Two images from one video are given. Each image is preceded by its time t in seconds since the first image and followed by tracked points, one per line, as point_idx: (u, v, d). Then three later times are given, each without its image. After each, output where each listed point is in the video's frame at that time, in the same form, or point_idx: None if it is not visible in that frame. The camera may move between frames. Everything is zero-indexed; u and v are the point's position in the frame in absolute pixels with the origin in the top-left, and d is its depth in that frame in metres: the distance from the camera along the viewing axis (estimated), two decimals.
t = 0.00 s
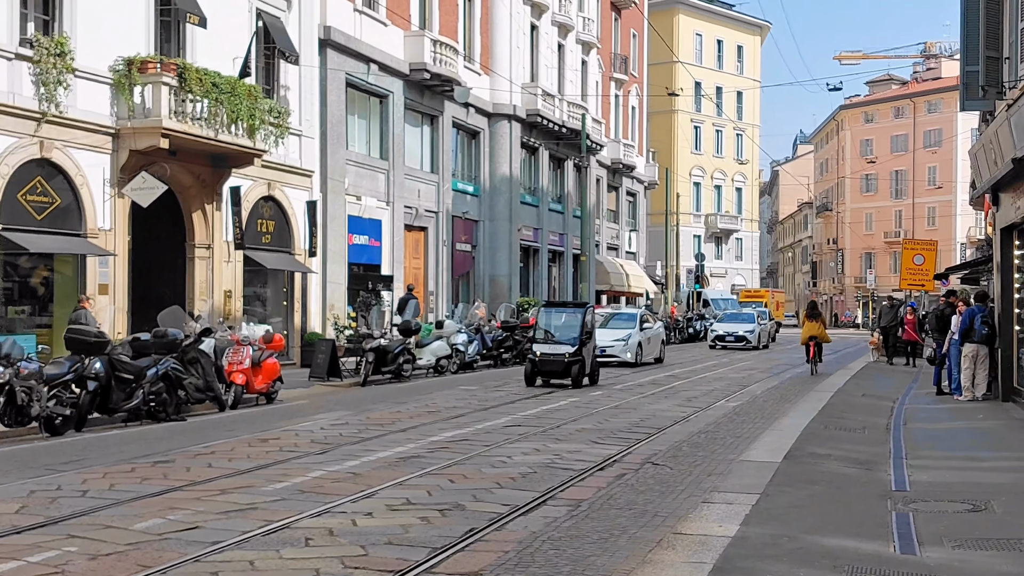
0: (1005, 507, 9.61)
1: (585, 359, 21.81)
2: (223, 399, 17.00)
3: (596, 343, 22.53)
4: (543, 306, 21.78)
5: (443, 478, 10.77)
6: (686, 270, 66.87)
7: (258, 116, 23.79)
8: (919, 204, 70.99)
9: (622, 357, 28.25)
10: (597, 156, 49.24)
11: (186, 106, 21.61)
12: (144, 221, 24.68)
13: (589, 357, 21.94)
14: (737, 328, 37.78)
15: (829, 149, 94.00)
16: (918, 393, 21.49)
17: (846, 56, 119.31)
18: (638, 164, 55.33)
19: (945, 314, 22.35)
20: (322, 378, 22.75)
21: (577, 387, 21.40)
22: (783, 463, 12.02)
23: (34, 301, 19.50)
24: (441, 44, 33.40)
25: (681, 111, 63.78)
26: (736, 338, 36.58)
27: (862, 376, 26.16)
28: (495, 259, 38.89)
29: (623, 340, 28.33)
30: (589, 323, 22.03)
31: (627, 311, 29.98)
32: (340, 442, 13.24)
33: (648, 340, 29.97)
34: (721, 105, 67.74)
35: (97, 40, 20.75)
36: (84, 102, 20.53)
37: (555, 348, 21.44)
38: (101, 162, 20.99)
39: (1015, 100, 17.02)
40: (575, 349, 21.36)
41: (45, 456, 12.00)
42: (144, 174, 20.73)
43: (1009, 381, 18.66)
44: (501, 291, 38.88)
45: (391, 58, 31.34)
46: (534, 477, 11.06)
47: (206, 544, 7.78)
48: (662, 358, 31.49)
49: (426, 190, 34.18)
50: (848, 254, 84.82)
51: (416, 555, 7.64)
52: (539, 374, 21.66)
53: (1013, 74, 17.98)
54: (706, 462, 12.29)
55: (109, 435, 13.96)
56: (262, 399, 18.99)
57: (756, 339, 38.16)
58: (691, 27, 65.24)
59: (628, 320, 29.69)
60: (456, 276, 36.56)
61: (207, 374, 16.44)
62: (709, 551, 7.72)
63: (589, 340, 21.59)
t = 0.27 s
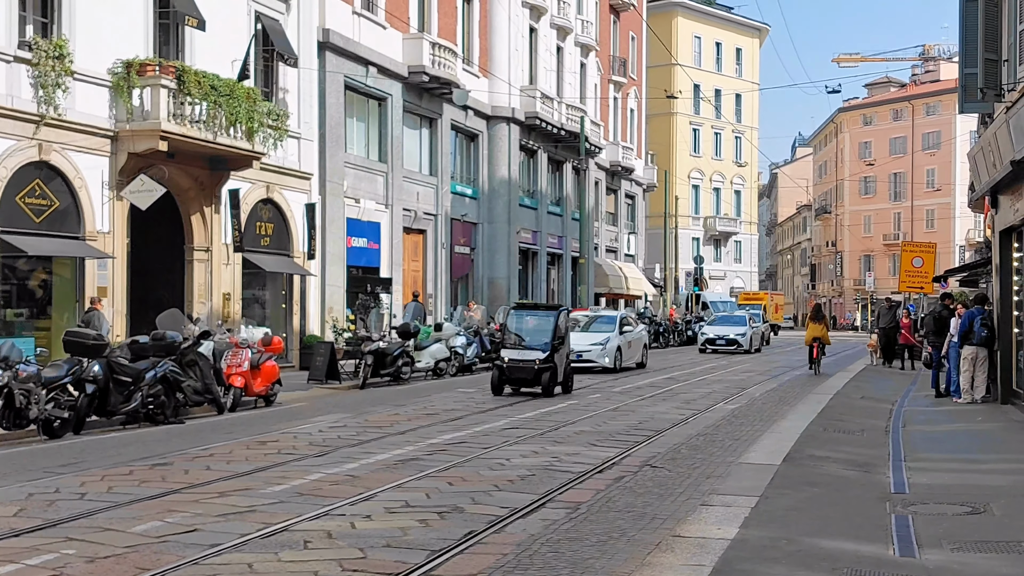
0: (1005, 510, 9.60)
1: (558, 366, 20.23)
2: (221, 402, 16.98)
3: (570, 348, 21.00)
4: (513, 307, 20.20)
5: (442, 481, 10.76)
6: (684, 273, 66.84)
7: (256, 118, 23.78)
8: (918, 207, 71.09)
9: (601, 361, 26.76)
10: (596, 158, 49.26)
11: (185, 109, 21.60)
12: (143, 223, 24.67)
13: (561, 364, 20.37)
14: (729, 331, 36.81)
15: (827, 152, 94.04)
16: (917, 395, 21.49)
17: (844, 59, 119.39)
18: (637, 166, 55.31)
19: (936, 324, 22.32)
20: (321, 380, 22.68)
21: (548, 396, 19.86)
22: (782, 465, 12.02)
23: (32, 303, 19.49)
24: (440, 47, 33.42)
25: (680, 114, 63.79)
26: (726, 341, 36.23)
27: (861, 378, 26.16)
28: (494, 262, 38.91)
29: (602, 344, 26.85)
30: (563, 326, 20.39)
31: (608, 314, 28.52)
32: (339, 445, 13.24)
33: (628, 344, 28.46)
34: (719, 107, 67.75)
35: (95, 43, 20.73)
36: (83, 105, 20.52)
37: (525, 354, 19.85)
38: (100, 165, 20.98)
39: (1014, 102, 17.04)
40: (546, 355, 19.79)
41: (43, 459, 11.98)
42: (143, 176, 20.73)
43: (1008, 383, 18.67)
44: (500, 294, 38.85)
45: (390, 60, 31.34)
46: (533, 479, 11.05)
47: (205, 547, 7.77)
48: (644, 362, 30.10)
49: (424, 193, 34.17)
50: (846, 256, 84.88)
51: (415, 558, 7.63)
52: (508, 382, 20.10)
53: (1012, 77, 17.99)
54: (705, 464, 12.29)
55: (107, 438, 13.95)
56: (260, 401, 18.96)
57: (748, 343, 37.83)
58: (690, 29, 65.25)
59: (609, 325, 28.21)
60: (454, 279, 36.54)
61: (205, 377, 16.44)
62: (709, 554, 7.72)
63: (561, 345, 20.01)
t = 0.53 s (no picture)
0: (1000, 515, 9.61)
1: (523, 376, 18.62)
2: (218, 407, 16.97)
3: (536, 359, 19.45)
4: (474, 312, 18.64)
5: (438, 486, 10.76)
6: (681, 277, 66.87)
7: (253, 123, 23.78)
8: (914, 211, 71.26)
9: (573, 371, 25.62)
10: (593, 163, 49.31)
11: (181, 113, 21.60)
12: (140, 228, 24.67)
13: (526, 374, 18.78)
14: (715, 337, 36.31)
15: (824, 156, 94.13)
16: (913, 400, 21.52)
17: (840, 63, 119.63)
18: (633, 171, 55.37)
19: (925, 331, 22.36)
20: (317, 385, 22.65)
21: (510, 410, 18.24)
22: (777, 470, 12.03)
23: (28, 309, 19.50)
24: (437, 52, 33.45)
25: (677, 118, 63.83)
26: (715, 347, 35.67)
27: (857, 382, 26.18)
28: (490, 266, 38.94)
29: (574, 351, 25.69)
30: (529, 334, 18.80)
31: (583, 321, 27.34)
32: (335, 450, 13.24)
33: (604, 351, 27.11)
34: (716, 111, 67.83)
35: (92, 48, 20.74)
36: (79, 110, 20.52)
37: (486, 363, 18.26)
38: (97, 169, 20.98)
39: (1010, 107, 17.08)
40: (510, 364, 18.21)
41: (38, 464, 11.97)
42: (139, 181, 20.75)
43: (1004, 388, 18.71)
44: (497, 298, 38.88)
45: (386, 65, 31.37)
46: (529, 485, 11.05)
47: (200, 553, 7.76)
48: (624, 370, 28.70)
49: (421, 197, 34.20)
50: (843, 260, 84.99)
51: (410, 564, 7.63)
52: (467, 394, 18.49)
53: (1007, 81, 18.03)
54: (701, 470, 12.28)
55: (103, 443, 13.94)
56: (257, 406, 18.95)
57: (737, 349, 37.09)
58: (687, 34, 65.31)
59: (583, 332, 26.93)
60: (451, 284, 36.57)
61: (202, 382, 16.43)
62: (704, 559, 7.71)
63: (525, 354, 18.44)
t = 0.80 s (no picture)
0: (997, 518, 9.60)
1: (480, 387, 16.85)
2: (215, 410, 16.93)
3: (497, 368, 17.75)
4: (428, 316, 16.96)
5: (435, 489, 10.75)
6: (678, 280, 66.87)
7: (250, 126, 23.77)
8: (911, 214, 71.36)
9: (544, 377, 23.60)
10: (590, 166, 49.33)
11: (178, 117, 21.60)
12: (136, 232, 24.65)
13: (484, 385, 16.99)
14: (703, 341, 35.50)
15: (821, 159, 94.19)
16: (910, 403, 21.52)
17: (837, 66, 119.83)
18: (631, 174, 55.40)
19: (924, 335, 22.53)
20: (314, 389, 22.69)
21: (467, 424, 16.46)
22: (775, 473, 12.02)
23: (25, 312, 19.47)
24: (434, 55, 33.45)
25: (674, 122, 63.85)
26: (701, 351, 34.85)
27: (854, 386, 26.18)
28: (487, 269, 38.92)
29: (547, 357, 23.76)
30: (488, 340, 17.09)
31: (557, 325, 25.43)
32: (332, 453, 13.23)
33: (579, 357, 25.29)
34: (713, 115, 67.85)
35: (88, 51, 20.73)
36: (76, 113, 20.52)
37: (440, 372, 16.46)
38: (93, 173, 20.98)
39: (1006, 110, 17.08)
40: (466, 372, 16.47)
41: (35, 468, 11.96)
42: (136, 185, 20.77)
43: (1001, 390, 18.72)
44: (494, 302, 38.86)
45: (384, 68, 31.38)
46: (526, 488, 11.04)
47: (197, 557, 7.75)
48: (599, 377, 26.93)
49: (418, 201, 34.21)
50: (840, 264, 85.07)
51: (407, 567, 7.62)
52: (420, 407, 16.70)
53: (1003, 84, 18.04)
54: (698, 473, 12.28)
55: (100, 447, 13.92)
56: (254, 410, 18.91)
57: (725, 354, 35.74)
58: (684, 37, 65.35)
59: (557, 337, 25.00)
60: (448, 287, 36.57)
61: (198, 386, 16.42)
62: (701, 562, 7.71)
63: (484, 360, 16.73)
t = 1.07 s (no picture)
0: (996, 521, 9.60)
1: (429, 400, 15.04)
2: (214, 414, 16.92)
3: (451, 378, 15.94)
4: (372, 319, 15.14)
5: (434, 493, 10.74)
6: (677, 284, 66.88)
7: (248, 130, 23.78)
8: (909, 217, 71.40)
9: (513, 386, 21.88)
10: (589, 170, 49.36)
11: (177, 120, 21.60)
12: (135, 235, 24.62)
13: (434, 397, 15.20)
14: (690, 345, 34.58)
15: (819, 163, 94.23)
16: (909, 406, 21.52)
17: (835, 70, 120.02)
18: (629, 178, 55.42)
19: (922, 334, 21.80)
20: (313, 393, 22.67)
21: (414, 441, 14.65)
22: (774, 476, 12.01)
23: (24, 316, 19.45)
24: (432, 59, 33.46)
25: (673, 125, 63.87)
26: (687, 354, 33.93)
27: (853, 389, 26.17)
28: (486, 272, 38.89)
29: (516, 364, 22.11)
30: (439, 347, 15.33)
31: (528, 329, 23.79)
32: (331, 457, 13.22)
33: (550, 364, 23.64)
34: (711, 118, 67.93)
35: (87, 55, 20.74)
36: (75, 117, 20.52)
37: (384, 383, 14.67)
38: (92, 177, 20.98)
39: (1004, 113, 17.13)
40: (413, 383, 14.67)
41: (33, 473, 11.95)
42: (136, 189, 20.78)
43: (1000, 393, 18.72)
44: (493, 305, 38.87)
45: (383, 72, 31.42)
46: (525, 492, 11.03)
47: (195, 561, 7.74)
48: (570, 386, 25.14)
49: (417, 204, 34.23)
50: (839, 267, 85.11)
51: (406, 571, 7.61)
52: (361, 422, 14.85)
53: (1001, 88, 18.09)
54: (697, 476, 12.26)
55: (99, 451, 13.91)
56: (253, 413, 18.89)
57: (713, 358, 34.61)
58: (682, 41, 65.40)
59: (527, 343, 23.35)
60: (447, 290, 36.60)
61: (197, 390, 16.39)
62: (700, 566, 7.69)
63: (434, 370, 14.92)
